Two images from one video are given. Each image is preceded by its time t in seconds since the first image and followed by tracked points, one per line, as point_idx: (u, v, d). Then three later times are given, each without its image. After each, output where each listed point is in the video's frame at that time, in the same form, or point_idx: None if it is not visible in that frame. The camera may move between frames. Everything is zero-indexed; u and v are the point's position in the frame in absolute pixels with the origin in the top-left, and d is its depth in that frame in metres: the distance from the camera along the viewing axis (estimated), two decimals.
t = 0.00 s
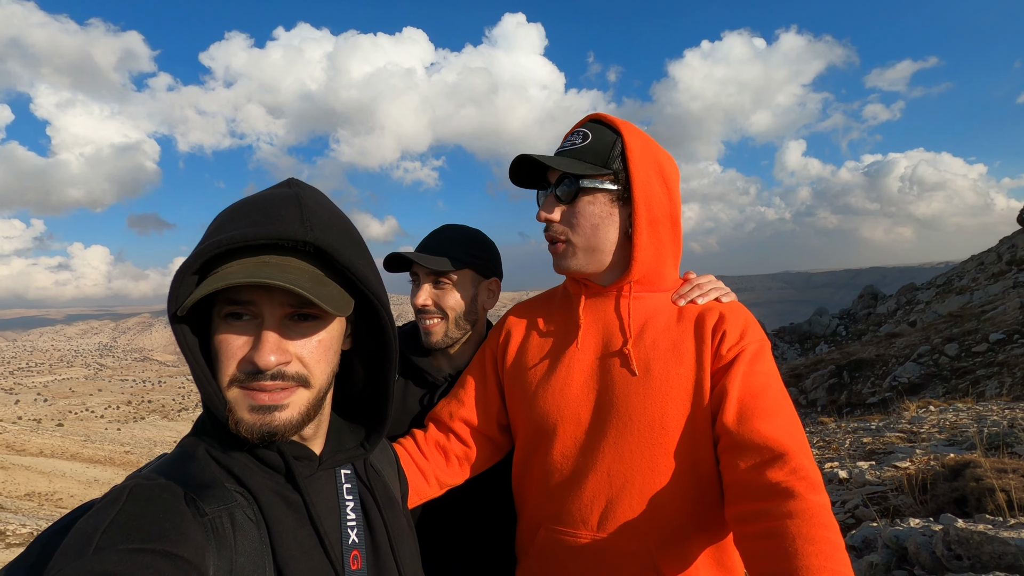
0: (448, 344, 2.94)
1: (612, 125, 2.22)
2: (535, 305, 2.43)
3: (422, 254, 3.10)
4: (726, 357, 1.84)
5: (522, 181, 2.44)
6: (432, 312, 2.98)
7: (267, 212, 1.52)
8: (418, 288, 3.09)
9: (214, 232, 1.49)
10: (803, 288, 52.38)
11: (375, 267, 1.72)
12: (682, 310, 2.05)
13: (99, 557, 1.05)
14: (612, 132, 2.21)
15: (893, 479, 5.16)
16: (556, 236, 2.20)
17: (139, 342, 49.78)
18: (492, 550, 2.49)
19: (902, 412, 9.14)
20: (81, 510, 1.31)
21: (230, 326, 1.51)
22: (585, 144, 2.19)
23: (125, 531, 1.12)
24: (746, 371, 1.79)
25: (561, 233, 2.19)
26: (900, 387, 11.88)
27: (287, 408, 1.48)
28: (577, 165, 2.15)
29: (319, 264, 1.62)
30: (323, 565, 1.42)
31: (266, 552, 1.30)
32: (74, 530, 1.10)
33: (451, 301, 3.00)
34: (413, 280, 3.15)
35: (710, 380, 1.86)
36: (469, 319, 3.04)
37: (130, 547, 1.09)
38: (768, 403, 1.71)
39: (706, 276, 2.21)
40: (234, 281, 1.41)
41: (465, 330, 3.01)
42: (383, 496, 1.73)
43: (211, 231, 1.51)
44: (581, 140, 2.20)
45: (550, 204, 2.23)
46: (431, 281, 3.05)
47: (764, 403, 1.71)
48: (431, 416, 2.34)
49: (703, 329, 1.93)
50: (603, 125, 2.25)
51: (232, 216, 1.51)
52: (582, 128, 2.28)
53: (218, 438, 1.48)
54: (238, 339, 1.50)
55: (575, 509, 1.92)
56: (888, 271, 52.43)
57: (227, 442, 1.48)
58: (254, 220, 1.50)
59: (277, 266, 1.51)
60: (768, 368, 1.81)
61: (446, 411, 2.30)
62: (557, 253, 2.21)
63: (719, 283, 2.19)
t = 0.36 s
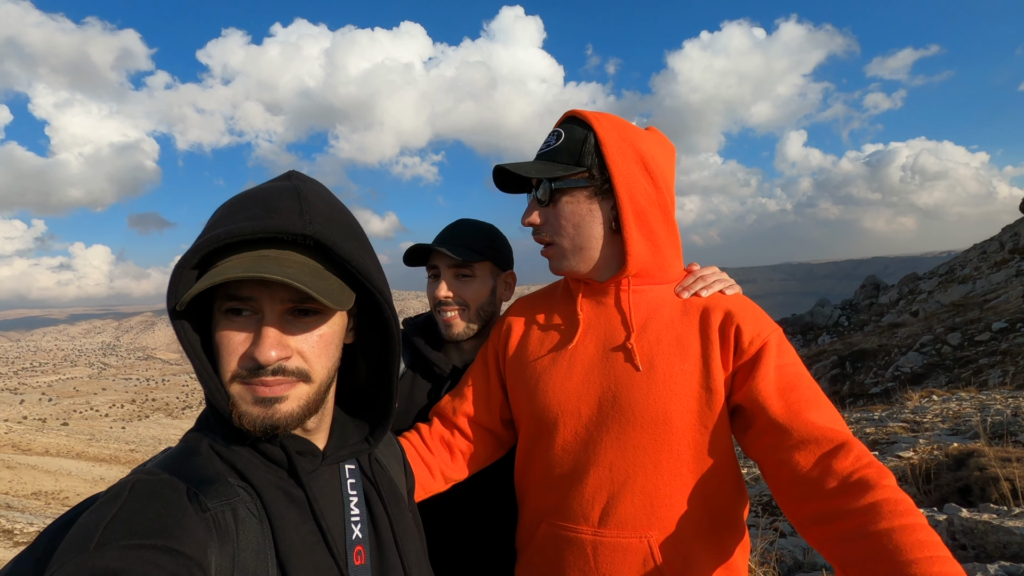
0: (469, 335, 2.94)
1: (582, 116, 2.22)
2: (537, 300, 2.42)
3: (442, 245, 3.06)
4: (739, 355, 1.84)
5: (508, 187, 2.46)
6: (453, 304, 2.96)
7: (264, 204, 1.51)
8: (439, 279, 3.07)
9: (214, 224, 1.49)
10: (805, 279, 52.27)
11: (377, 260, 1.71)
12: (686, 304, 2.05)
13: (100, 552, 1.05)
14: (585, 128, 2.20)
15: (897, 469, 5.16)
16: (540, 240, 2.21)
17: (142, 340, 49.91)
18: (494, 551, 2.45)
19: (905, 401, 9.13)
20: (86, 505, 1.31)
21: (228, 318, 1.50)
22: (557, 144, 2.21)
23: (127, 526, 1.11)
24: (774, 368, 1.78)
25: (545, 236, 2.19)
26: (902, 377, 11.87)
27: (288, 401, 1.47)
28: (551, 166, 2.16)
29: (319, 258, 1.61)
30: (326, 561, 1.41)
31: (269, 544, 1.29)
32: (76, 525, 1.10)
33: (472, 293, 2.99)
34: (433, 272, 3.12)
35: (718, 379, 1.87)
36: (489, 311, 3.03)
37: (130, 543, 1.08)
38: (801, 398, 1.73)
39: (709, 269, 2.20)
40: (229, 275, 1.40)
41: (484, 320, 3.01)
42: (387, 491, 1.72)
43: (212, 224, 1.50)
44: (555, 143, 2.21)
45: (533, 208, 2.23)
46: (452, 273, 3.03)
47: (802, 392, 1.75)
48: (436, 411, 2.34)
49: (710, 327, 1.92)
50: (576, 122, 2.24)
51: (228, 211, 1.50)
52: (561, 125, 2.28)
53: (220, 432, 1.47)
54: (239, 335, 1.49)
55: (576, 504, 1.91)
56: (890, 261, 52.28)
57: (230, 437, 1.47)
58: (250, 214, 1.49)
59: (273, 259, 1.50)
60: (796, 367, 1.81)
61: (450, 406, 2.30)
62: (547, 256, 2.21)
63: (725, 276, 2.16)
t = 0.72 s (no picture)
0: (470, 335, 2.95)
1: (598, 119, 2.22)
2: (531, 306, 2.42)
3: (442, 247, 3.03)
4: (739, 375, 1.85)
5: (508, 188, 2.31)
6: (455, 304, 2.96)
7: (307, 205, 1.46)
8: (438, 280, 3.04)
9: (248, 225, 1.36)
10: (812, 290, 51.98)
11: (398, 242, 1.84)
12: (687, 313, 2.05)
13: (92, 555, 1.04)
14: (603, 129, 2.19)
15: (903, 484, 5.09)
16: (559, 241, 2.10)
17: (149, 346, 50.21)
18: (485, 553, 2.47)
19: (914, 415, 9.03)
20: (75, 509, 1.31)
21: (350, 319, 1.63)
22: (575, 143, 2.15)
23: (120, 530, 1.11)
24: (755, 397, 1.84)
25: (567, 237, 2.09)
26: (910, 391, 11.75)
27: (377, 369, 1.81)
28: (574, 167, 2.10)
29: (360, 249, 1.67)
30: (322, 560, 1.42)
31: (263, 545, 1.29)
32: (69, 528, 1.10)
33: (474, 293, 2.99)
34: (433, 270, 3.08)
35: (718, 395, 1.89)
36: (486, 313, 3.04)
37: (124, 546, 1.08)
38: (759, 438, 1.80)
39: (708, 276, 2.20)
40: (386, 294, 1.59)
41: (482, 322, 3.02)
42: (380, 494, 1.72)
43: (238, 226, 1.36)
44: (573, 141, 2.16)
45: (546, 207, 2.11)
46: (455, 273, 3.01)
47: (762, 429, 1.81)
48: (428, 420, 2.33)
49: (713, 343, 1.92)
50: (591, 121, 2.22)
51: (305, 224, 1.42)
52: (571, 125, 2.23)
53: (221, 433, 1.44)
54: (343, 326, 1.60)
55: (579, 516, 1.89)
56: (898, 273, 51.94)
57: (231, 439, 1.44)
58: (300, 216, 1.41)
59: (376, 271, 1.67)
60: (778, 394, 1.89)
61: (442, 416, 2.29)
62: (566, 259, 2.11)
63: (722, 283, 2.17)
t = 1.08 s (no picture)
0: (431, 344, 2.91)
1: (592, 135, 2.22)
2: (519, 315, 2.39)
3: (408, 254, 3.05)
4: (729, 390, 1.86)
5: (504, 206, 2.27)
6: (417, 311, 2.94)
7: (319, 212, 1.42)
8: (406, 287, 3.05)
9: (266, 238, 1.31)
10: (811, 309, 51.97)
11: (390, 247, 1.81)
12: (674, 327, 2.06)
13: (89, 561, 1.02)
14: (602, 147, 2.18)
15: (900, 506, 5.05)
16: (559, 261, 2.08)
17: (146, 348, 50.07)
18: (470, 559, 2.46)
19: (912, 437, 8.98)
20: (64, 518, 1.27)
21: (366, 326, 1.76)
22: (574, 163, 2.14)
23: (114, 536, 1.08)
24: (750, 412, 1.84)
25: (567, 258, 2.08)
26: (909, 412, 11.71)
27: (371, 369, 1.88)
28: (574, 188, 2.09)
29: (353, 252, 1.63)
30: (318, 562, 1.40)
31: (257, 551, 1.27)
32: (60, 536, 1.06)
33: (436, 299, 2.97)
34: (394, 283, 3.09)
35: (706, 409, 1.90)
36: (453, 319, 2.99)
37: (119, 551, 1.06)
38: (766, 451, 1.80)
39: (693, 291, 2.20)
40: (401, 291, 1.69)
41: (448, 330, 2.96)
42: (368, 502, 1.70)
43: (254, 239, 1.30)
44: (572, 160, 2.15)
45: (546, 226, 2.07)
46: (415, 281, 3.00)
47: (769, 443, 1.81)
48: (409, 429, 2.29)
49: (701, 356, 1.93)
50: (589, 138, 2.21)
51: (311, 233, 1.37)
52: (568, 143, 2.21)
53: (213, 442, 1.37)
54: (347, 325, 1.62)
55: (564, 527, 1.87)
56: (897, 294, 51.99)
57: (227, 446, 1.38)
58: (318, 225, 1.38)
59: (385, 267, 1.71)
60: (772, 409, 1.87)
61: (424, 427, 2.24)
62: (564, 279, 2.09)
63: (705, 296, 2.18)
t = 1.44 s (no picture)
0: (419, 343, 2.88)
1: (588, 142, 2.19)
2: (515, 316, 2.38)
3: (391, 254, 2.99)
4: (719, 392, 1.88)
5: (502, 212, 2.22)
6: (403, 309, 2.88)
7: (334, 218, 1.41)
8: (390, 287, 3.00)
9: (280, 241, 1.30)
10: (811, 311, 51.97)
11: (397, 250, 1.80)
12: (668, 328, 2.06)
13: (83, 562, 1.01)
14: (602, 155, 2.16)
15: (898, 509, 5.05)
16: (558, 268, 2.06)
17: (145, 341, 50.11)
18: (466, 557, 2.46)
19: (909, 440, 8.98)
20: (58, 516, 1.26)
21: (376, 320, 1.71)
22: (575, 171, 2.10)
23: (110, 536, 1.07)
24: (732, 413, 1.86)
25: (565, 266, 2.05)
26: (907, 415, 11.71)
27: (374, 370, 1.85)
28: (576, 197, 2.05)
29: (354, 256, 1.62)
30: (315, 561, 1.39)
31: (254, 550, 1.26)
32: (54, 536, 1.06)
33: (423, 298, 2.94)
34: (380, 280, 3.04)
35: (698, 410, 1.90)
36: (441, 318, 2.97)
37: (114, 552, 1.04)
38: (741, 453, 1.82)
39: (684, 292, 2.20)
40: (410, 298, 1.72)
41: (436, 327, 2.94)
42: (366, 500, 1.69)
43: (267, 241, 1.29)
44: (572, 167, 2.10)
45: (546, 232, 2.05)
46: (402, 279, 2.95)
47: (744, 445, 1.83)
48: (405, 429, 2.27)
49: (695, 359, 1.94)
50: (588, 144, 2.18)
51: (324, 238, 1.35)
52: (567, 150, 2.16)
53: (212, 441, 1.36)
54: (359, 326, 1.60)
55: (557, 526, 1.86)
56: (897, 296, 51.96)
57: (227, 447, 1.36)
58: (333, 232, 1.36)
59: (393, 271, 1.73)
60: (750, 412, 1.90)
61: (422, 427, 2.22)
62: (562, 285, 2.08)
63: (697, 298, 2.19)
